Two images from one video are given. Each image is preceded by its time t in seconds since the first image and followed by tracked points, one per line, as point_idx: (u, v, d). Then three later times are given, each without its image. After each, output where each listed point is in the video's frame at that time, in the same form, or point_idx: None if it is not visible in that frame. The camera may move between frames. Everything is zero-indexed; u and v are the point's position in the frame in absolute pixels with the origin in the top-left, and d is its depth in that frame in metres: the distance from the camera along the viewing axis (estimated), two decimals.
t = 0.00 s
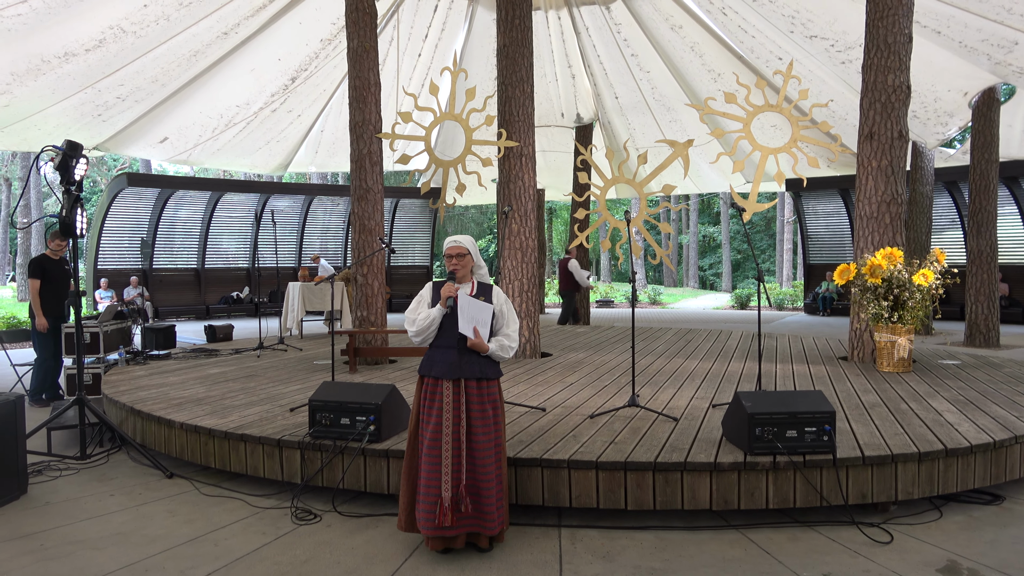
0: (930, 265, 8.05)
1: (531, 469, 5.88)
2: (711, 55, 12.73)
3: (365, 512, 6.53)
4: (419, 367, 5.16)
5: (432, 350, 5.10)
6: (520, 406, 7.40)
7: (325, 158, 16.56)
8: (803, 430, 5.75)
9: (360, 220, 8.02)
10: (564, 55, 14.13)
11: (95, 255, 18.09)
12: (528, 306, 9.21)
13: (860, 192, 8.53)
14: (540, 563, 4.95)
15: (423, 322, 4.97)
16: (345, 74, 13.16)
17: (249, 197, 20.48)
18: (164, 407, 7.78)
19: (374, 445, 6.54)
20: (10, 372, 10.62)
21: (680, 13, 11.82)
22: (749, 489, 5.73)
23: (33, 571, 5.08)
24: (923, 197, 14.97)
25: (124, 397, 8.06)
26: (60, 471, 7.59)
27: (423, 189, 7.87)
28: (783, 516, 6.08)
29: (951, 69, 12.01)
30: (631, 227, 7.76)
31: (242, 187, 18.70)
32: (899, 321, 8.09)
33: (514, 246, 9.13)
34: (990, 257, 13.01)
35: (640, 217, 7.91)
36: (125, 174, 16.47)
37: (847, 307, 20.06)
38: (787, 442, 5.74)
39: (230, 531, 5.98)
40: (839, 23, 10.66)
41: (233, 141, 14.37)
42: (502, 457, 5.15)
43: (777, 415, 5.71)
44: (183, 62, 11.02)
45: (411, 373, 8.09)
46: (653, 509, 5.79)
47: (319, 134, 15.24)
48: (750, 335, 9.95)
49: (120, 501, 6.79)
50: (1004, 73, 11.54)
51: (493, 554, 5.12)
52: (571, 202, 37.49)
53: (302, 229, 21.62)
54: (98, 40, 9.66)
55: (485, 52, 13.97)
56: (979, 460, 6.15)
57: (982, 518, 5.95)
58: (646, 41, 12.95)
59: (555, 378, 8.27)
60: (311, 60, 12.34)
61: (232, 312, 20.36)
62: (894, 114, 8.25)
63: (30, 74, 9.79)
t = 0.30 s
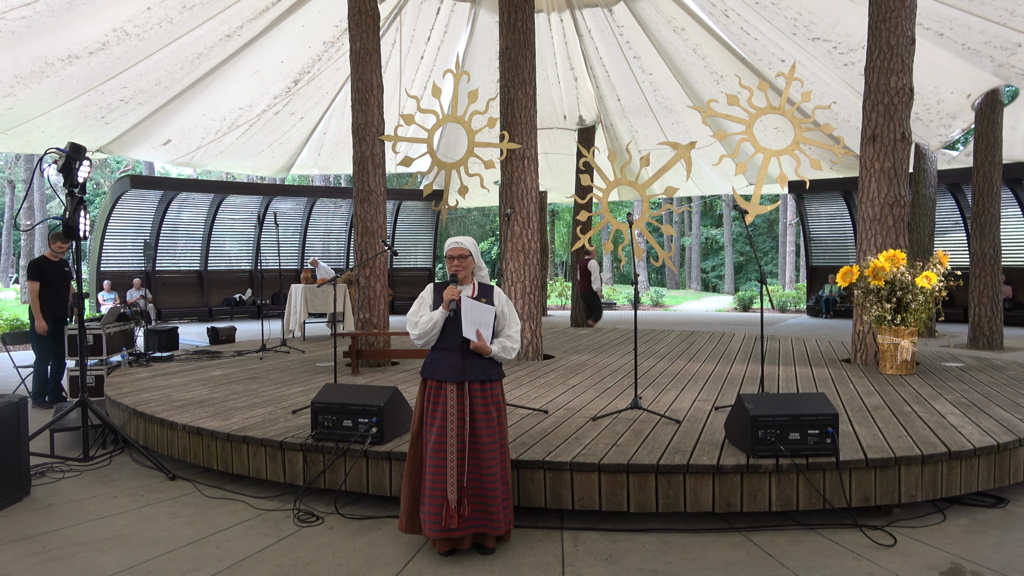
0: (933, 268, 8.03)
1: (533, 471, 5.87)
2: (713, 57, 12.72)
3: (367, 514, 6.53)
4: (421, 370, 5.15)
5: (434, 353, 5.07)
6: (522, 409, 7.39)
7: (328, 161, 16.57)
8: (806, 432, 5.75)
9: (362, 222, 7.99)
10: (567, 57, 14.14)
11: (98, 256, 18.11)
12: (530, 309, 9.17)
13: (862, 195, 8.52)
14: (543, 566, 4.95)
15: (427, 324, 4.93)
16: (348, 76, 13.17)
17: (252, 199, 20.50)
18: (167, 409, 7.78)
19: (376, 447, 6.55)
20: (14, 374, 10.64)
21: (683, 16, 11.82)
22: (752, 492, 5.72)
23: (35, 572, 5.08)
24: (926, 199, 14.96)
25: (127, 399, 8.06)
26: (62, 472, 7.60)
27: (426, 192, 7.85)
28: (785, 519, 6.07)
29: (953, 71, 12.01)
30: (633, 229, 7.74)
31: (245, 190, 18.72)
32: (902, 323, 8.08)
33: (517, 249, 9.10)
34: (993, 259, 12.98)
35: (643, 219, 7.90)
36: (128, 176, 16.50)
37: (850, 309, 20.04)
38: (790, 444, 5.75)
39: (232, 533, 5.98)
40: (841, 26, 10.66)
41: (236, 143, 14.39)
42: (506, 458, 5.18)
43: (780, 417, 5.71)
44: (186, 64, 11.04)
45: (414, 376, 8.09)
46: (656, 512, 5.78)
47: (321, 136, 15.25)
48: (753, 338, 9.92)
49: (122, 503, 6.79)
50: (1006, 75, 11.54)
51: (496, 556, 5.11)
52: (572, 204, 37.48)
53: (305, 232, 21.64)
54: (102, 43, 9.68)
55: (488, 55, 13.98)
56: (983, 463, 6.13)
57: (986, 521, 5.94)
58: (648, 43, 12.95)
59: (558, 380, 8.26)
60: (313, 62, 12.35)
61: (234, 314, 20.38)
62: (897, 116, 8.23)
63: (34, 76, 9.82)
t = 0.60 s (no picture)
0: (936, 269, 8.02)
1: (536, 473, 5.87)
2: (716, 58, 12.72)
3: (370, 516, 6.54)
4: (424, 373, 5.15)
5: (437, 356, 5.06)
6: (525, 411, 7.40)
7: (331, 163, 16.58)
8: (809, 434, 5.74)
9: (365, 224, 7.97)
10: (569, 59, 14.15)
11: (101, 258, 18.14)
12: (532, 310, 9.14)
13: (865, 196, 8.51)
14: (545, 568, 4.95)
15: (432, 326, 4.91)
16: (350, 79, 13.16)
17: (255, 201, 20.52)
18: (170, 411, 7.79)
19: (379, 449, 6.57)
20: (17, 376, 10.65)
21: (685, 17, 11.83)
22: (755, 494, 5.72)
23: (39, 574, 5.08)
24: (929, 201, 14.95)
25: (130, 401, 8.07)
26: (66, 474, 7.61)
27: (429, 194, 7.84)
28: (788, 521, 6.06)
29: (956, 72, 12.00)
30: (635, 230, 7.73)
31: (248, 192, 18.73)
32: (905, 325, 8.07)
33: (519, 250, 9.07)
34: (996, 260, 12.95)
35: (646, 220, 7.89)
36: (131, 179, 16.53)
37: (853, 311, 20.01)
38: (792, 446, 5.75)
39: (235, 534, 5.99)
40: (844, 27, 10.66)
41: (238, 145, 14.41)
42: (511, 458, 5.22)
43: (783, 419, 5.70)
44: (189, 67, 11.07)
45: (416, 378, 8.09)
46: (658, 513, 5.78)
47: (324, 138, 15.26)
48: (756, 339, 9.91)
49: (125, 505, 6.81)
50: (1009, 76, 11.53)
51: (498, 558, 5.11)
52: (575, 206, 37.49)
53: (307, 234, 21.66)
54: (105, 46, 9.70)
55: (490, 57, 13.98)
56: (986, 464, 6.12)
57: (990, 523, 5.93)
58: (650, 44, 12.95)
59: (561, 382, 8.26)
60: (316, 65, 12.37)
61: (237, 316, 20.39)
62: (900, 117, 8.22)
63: (37, 79, 9.85)
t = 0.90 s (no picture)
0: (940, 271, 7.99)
1: (538, 474, 5.86)
2: (719, 60, 12.71)
3: (372, 517, 6.54)
4: (428, 373, 5.15)
5: (442, 357, 5.09)
6: (527, 412, 7.39)
7: (333, 164, 16.59)
8: (811, 436, 5.71)
9: (367, 226, 7.93)
10: (571, 60, 14.15)
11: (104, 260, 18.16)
12: (535, 312, 9.12)
13: (868, 197, 8.49)
14: (548, 570, 4.94)
15: (439, 328, 4.93)
16: (353, 80, 13.13)
17: (257, 202, 20.53)
18: (172, 413, 7.79)
19: (381, 451, 6.57)
20: (20, 378, 10.65)
21: (688, 19, 11.84)
22: (757, 496, 5.70)
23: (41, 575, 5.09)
24: (933, 202, 14.92)
25: (132, 402, 8.07)
26: (69, 475, 7.62)
27: (431, 195, 7.83)
28: (791, 523, 6.05)
29: (959, 74, 11.99)
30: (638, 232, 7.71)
31: (251, 193, 18.75)
32: (908, 326, 8.05)
33: (520, 252, 9.04)
34: (1000, 261, 12.94)
35: (648, 220, 7.87)
36: (134, 180, 16.57)
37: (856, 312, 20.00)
38: (795, 448, 5.73)
39: (238, 536, 5.98)
40: (847, 28, 10.66)
41: (240, 146, 14.42)
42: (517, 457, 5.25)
43: (785, 421, 5.69)
44: (192, 68, 11.08)
45: (418, 379, 8.08)
46: (660, 515, 5.78)
47: (326, 140, 15.27)
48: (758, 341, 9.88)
49: (127, 506, 6.81)
50: (1013, 78, 11.52)
51: (500, 560, 5.11)
52: (577, 207, 37.50)
53: (310, 236, 21.66)
54: (108, 48, 9.72)
55: (493, 59, 14.00)
56: (990, 467, 6.10)
57: (993, 525, 5.91)
58: (653, 46, 12.94)
59: (563, 383, 8.25)
60: (318, 67, 12.39)
61: (241, 317, 20.41)
62: (903, 118, 8.20)
63: (41, 81, 9.86)
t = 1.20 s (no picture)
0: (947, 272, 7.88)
1: (540, 479, 5.77)
2: (723, 59, 12.63)
3: (373, 522, 6.44)
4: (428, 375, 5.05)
5: (445, 359, 4.99)
6: (529, 415, 7.29)
7: (333, 165, 16.52)
8: (817, 439, 5.62)
9: (367, 226, 7.81)
10: (574, 59, 14.07)
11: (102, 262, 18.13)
12: (536, 315, 9.01)
13: (874, 198, 8.38)
14: None
15: (443, 330, 4.82)
16: (353, 80, 13.08)
17: (257, 204, 20.46)
18: (170, 416, 7.70)
19: (381, 454, 6.48)
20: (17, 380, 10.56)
21: (692, 18, 11.75)
22: (763, 501, 5.60)
23: None
24: (940, 202, 14.81)
25: (130, 405, 7.97)
26: (67, 479, 7.52)
27: (432, 196, 7.74)
28: (797, 528, 5.94)
29: (965, 73, 11.88)
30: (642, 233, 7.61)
31: (251, 194, 18.73)
32: (915, 328, 7.96)
33: (522, 254, 8.95)
34: (1007, 262, 12.83)
35: (652, 221, 7.78)
36: (132, 181, 16.56)
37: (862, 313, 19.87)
38: (801, 452, 5.62)
39: (237, 541, 5.89)
40: (852, 27, 10.56)
41: (239, 147, 14.33)
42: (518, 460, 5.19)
43: (791, 423, 5.59)
44: (191, 68, 11.00)
45: (419, 382, 7.98)
46: (665, 520, 5.67)
47: (326, 140, 15.20)
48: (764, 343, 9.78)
49: (126, 510, 6.72)
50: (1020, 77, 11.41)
51: (502, 566, 5.01)
52: (579, 208, 37.38)
53: (309, 237, 21.57)
54: (107, 48, 9.65)
55: (494, 57, 13.93)
56: (998, 471, 6.01)
57: (1002, 529, 5.81)
58: (657, 45, 12.86)
59: (567, 386, 8.14)
60: (318, 66, 12.32)
61: (239, 319, 20.24)
62: (909, 118, 8.11)
63: (39, 81, 9.79)
